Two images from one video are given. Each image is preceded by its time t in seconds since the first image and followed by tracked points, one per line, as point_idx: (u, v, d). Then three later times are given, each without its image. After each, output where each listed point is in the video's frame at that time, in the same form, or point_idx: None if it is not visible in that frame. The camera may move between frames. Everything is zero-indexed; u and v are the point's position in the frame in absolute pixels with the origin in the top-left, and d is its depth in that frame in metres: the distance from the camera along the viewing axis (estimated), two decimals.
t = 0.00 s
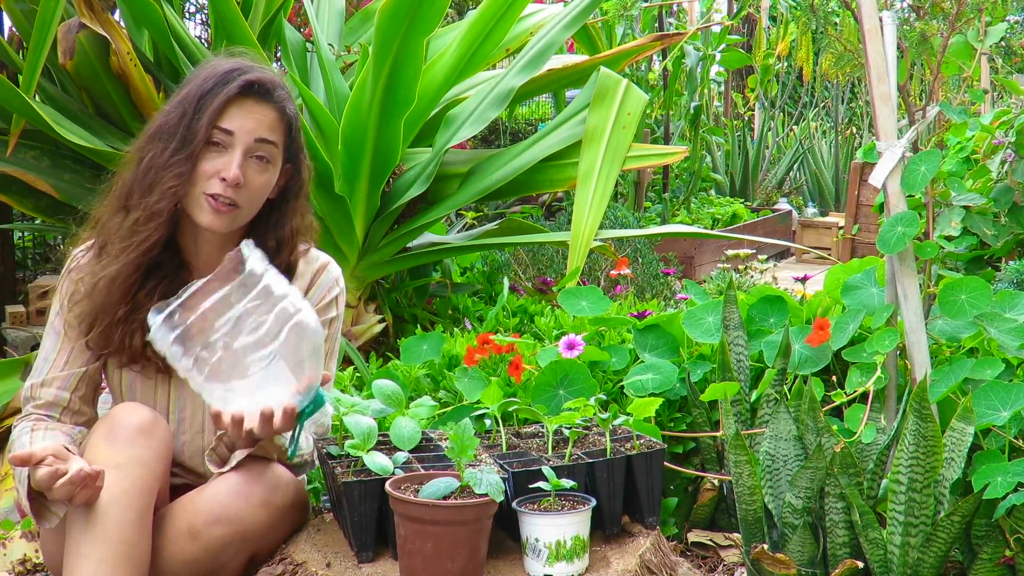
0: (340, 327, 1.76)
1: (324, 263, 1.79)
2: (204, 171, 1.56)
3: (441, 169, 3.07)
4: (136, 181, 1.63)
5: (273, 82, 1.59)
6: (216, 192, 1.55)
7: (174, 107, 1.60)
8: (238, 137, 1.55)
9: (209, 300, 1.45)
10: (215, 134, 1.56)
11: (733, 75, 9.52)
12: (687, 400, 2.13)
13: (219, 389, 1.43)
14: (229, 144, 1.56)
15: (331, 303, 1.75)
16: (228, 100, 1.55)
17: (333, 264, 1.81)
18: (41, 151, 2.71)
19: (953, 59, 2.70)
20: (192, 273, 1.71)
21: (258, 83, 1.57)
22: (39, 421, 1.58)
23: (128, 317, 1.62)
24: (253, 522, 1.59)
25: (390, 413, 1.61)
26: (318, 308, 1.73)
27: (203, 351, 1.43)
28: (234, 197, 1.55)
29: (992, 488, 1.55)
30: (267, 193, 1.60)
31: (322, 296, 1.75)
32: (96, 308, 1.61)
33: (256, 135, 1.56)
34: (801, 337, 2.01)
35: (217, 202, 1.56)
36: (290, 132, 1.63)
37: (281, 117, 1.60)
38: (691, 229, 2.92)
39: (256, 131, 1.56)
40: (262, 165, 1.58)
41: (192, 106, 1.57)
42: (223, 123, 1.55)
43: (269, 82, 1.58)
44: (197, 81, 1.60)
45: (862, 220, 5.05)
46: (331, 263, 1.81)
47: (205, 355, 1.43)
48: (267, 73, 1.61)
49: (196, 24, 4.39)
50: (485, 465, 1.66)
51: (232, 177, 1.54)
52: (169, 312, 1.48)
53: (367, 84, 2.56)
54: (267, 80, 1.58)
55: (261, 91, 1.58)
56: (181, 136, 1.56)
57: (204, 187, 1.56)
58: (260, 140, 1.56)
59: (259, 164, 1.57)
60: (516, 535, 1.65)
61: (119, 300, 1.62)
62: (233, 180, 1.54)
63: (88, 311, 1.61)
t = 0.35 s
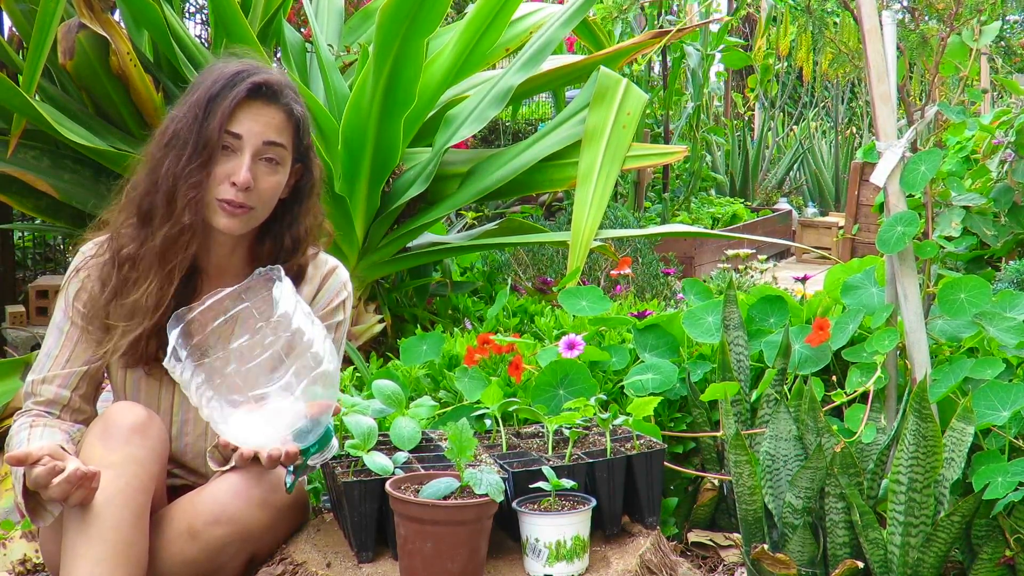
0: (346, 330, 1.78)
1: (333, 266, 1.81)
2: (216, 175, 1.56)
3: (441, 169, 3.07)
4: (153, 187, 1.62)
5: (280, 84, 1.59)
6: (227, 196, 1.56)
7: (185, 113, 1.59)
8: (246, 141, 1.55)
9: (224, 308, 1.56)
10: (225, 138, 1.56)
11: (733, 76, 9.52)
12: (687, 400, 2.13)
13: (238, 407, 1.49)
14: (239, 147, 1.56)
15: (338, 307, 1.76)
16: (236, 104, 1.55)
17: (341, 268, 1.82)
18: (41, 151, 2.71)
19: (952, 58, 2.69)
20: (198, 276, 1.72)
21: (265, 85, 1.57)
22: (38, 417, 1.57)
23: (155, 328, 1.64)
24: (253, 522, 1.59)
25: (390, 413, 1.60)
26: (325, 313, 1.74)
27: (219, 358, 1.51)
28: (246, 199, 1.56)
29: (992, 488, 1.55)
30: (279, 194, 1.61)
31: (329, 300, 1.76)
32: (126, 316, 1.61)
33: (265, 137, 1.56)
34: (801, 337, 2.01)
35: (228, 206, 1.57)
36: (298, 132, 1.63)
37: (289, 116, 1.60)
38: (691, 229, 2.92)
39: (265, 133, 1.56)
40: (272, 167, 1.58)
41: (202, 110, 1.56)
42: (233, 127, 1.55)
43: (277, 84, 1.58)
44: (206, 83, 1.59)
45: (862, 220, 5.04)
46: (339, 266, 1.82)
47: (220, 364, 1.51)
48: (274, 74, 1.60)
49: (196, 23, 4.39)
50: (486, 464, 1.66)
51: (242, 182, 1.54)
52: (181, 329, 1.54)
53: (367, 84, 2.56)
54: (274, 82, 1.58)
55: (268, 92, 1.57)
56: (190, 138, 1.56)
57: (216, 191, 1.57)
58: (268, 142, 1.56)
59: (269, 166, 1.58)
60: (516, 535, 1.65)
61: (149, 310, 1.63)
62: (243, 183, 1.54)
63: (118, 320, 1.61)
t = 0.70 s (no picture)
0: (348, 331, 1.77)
1: (334, 267, 1.80)
2: (210, 175, 1.57)
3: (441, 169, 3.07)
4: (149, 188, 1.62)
5: (270, 78, 1.59)
6: (223, 194, 1.56)
7: (174, 113, 1.60)
8: (239, 137, 1.55)
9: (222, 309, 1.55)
10: (217, 136, 1.56)
11: (733, 76, 9.52)
12: (687, 400, 2.13)
13: (234, 410, 1.48)
14: (231, 144, 1.56)
15: (339, 307, 1.76)
16: (226, 100, 1.55)
17: (343, 269, 1.82)
18: (41, 150, 2.71)
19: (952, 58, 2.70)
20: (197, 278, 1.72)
21: (254, 80, 1.57)
22: (41, 417, 1.57)
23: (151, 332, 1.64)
24: (254, 522, 1.59)
25: (390, 413, 1.60)
26: (325, 313, 1.74)
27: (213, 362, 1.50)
28: (242, 196, 1.55)
29: (992, 487, 1.55)
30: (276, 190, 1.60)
31: (330, 301, 1.76)
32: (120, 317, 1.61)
33: (258, 133, 1.56)
34: (801, 337, 2.01)
35: (224, 203, 1.56)
36: (290, 124, 1.62)
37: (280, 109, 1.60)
38: (691, 229, 2.92)
39: (258, 129, 1.56)
40: (267, 163, 1.58)
41: (191, 110, 1.57)
42: (224, 124, 1.55)
43: (265, 78, 1.58)
44: (195, 82, 1.61)
45: (861, 220, 5.05)
46: (342, 268, 1.82)
47: (212, 368, 1.49)
48: (263, 69, 1.60)
49: (196, 23, 4.39)
50: (486, 464, 1.66)
51: (237, 177, 1.54)
52: (171, 336, 1.53)
53: (366, 83, 2.56)
54: (264, 76, 1.58)
55: (258, 87, 1.58)
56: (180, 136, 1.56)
57: (212, 189, 1.57)
58: (261, 137, 1.56)
59: (263, 162, 1.57)
60: (515, 535, 1.65)
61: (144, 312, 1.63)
62: (239, 179, 1.54)
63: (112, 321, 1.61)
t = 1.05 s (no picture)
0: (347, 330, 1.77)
1: (334, 266, 1.80)
2: (206, 174, 1.55)
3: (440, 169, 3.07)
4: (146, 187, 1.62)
5: (264, 74, 1.59)
6: (222, 193, 1.55)
7: (166, 110, 1.59)
8: (236, 135, 1.55)
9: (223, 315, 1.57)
10: (213, 134, 1.56)
11: (733, 76, 9.51)
12: (687, 400, 2.13)
13: (231, 416, 1.48)
14: (229, 142, 1.56)
15: (339, 307, 1.76)
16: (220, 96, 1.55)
17: (343, 268, 1.81)
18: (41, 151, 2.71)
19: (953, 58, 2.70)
20: (199, 278, 1.72)
21: (247, 78, 1.58)
22: (40, 416, 1.57)
23: (123, 318, 1.62)
24: (254, 522, 1.59)
25: (390, 413, 1.60)
26: (325, 312, 1.74)
27: (211, 372, 1.53)
28: (241, 193, 1.55)
29: (992, 488, 1.55)
30: (274, 187, 1.60)
31: (330, 300, 1.76)
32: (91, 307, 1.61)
33: (255, 131, 1.56)
34: (801, 337, 2.01)
35: (224, 203, 1.56)
36: (288, 121, 1.62)
37: (278, 107, 1.59)
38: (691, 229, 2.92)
39: (255, 127, 1.56)
40: (265, 160, 1.58)
41: (185, 106, 1.57)
42: (219, 121, 1.56)
43: (259, 75, 1.58)
44: (189, 81, 1.60)
45: (862, 220, 5.05)
46: (342, 266, 1.81)
47: (209, 376, 1.53)
48: (256, 67, 1.60)
49: (196, 24, 4.39)
50: (486, 464, 1.66)
51: (236, 176, 1.53)
52: (165, 348, 1.54)
53: (365, 83, 2.56)
54: (257, 73, 1.58)
55: (252, 84, 1.58)
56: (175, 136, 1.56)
57: (210, 187, 1.55)
58: (258, 135, 1.56)
59: (261, 160, 1.57)
60: (516, 535, 1.65)
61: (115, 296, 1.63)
62: (238, 177, 1.53)
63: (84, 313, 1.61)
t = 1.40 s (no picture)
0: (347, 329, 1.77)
1: (334, 266, 1.80)
2: (206, 175, 1.56)
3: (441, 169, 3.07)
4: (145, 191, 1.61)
5: (260, 73, 1.60)
6: (221, 194, 1.55)
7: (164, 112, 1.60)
8: (234, 133, 1.55)
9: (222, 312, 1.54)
10: (211, 134, 1.56)
11: (733, 76, 9.51)
12: (687, 400, 2.13)
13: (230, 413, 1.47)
14: (227, 141, 1.55)
15: (338, 307, 1.75)
16: (216, 96, 1.55)
17: (342, 268, 1.81)
18: (41, 151, 2.71)
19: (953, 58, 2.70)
20: (200, 278, 1.72)
21: (243, 76, 1.58)
22: (40, 415, 1.58)
23: (122, 322, 1.62)
24: (254, 522, 1.59)
25: (390, 413, 1.60)
26: (324, 311, 1.74)
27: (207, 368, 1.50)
28: (239, 194, 1.55)
29: (992, 487, 1.55)
30: (272, 186, 1.60)
31: (330, 300, 1.75)
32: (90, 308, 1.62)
33: (252, 129, 1.56)
34: (801, 337, 2.01)
35: (224, 203, 1.56)
36: (285, 119, 1.62)
37: (274, 107, 1.59)
38: (691, 229, 2.92)
39: (252, 125, 1.56)
40: (263, 158, 1.58)
41: (183, 107, 1.57)
42: (216, 120, 1.55)
43: (255, 73, 1.58)
44: (186, 82, 1.60)
45: (862, 220, 5.04)
46: (341, 265, 1.81)
47: (208, 373, 1.50)
48: (252, 65, 1.61)
49: (196, 24, 4.39)
50: (485, 464, 1.66)
51: (236, 175, 1.53)
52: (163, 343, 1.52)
53: (365, 82, 2.56)
54: (253, 71, 1.59)
55: (248, 83, 1.58)
56: (172, 135, 1.56)
57: (209, 189, 1.56)
58: (256, 133, 1.56)
59: (259, 158, 1.57)
60: (516, 535, 1.65)
61: (115, 301, 1.62)
62: (237, 176, 1.53)
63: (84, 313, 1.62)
